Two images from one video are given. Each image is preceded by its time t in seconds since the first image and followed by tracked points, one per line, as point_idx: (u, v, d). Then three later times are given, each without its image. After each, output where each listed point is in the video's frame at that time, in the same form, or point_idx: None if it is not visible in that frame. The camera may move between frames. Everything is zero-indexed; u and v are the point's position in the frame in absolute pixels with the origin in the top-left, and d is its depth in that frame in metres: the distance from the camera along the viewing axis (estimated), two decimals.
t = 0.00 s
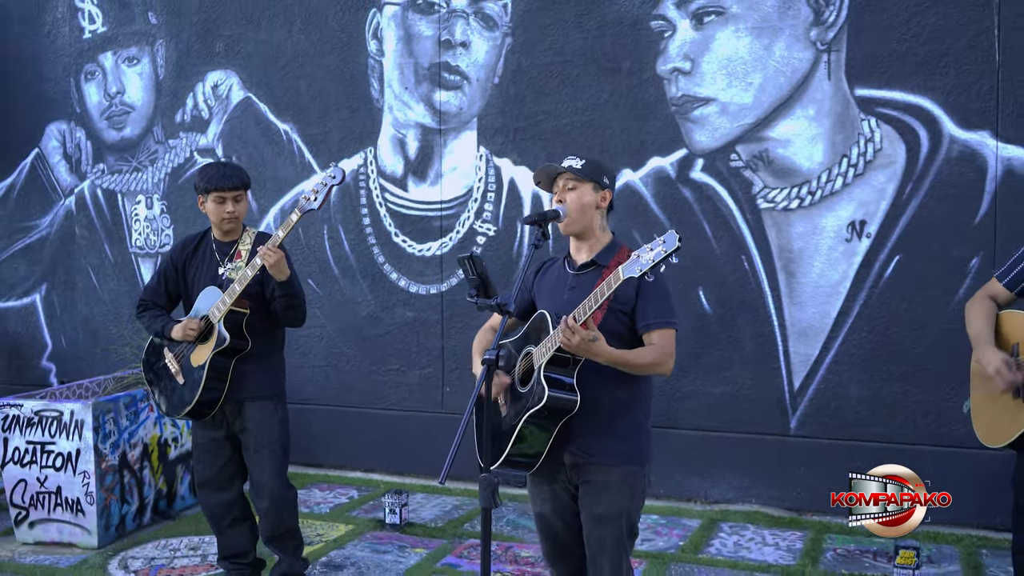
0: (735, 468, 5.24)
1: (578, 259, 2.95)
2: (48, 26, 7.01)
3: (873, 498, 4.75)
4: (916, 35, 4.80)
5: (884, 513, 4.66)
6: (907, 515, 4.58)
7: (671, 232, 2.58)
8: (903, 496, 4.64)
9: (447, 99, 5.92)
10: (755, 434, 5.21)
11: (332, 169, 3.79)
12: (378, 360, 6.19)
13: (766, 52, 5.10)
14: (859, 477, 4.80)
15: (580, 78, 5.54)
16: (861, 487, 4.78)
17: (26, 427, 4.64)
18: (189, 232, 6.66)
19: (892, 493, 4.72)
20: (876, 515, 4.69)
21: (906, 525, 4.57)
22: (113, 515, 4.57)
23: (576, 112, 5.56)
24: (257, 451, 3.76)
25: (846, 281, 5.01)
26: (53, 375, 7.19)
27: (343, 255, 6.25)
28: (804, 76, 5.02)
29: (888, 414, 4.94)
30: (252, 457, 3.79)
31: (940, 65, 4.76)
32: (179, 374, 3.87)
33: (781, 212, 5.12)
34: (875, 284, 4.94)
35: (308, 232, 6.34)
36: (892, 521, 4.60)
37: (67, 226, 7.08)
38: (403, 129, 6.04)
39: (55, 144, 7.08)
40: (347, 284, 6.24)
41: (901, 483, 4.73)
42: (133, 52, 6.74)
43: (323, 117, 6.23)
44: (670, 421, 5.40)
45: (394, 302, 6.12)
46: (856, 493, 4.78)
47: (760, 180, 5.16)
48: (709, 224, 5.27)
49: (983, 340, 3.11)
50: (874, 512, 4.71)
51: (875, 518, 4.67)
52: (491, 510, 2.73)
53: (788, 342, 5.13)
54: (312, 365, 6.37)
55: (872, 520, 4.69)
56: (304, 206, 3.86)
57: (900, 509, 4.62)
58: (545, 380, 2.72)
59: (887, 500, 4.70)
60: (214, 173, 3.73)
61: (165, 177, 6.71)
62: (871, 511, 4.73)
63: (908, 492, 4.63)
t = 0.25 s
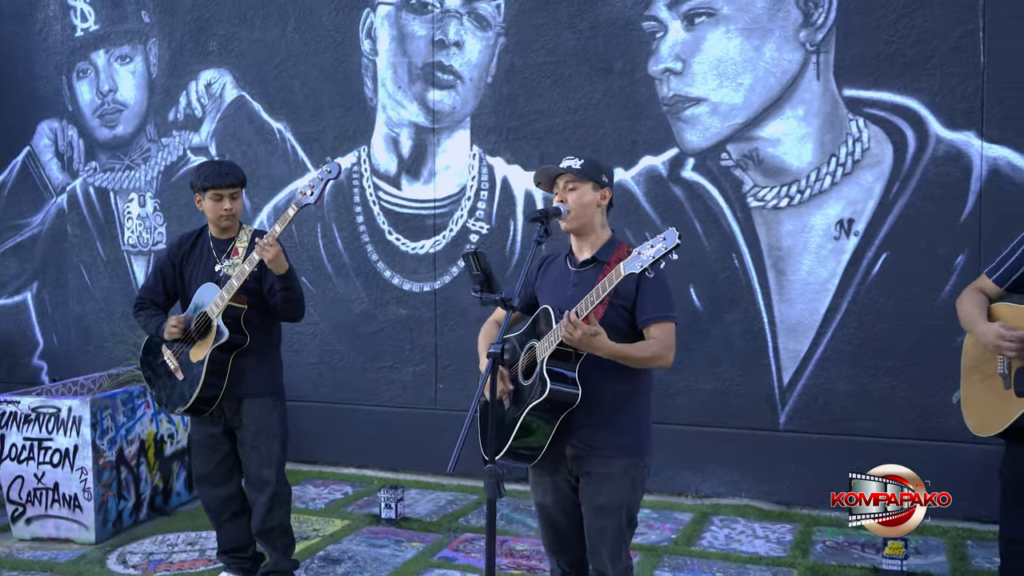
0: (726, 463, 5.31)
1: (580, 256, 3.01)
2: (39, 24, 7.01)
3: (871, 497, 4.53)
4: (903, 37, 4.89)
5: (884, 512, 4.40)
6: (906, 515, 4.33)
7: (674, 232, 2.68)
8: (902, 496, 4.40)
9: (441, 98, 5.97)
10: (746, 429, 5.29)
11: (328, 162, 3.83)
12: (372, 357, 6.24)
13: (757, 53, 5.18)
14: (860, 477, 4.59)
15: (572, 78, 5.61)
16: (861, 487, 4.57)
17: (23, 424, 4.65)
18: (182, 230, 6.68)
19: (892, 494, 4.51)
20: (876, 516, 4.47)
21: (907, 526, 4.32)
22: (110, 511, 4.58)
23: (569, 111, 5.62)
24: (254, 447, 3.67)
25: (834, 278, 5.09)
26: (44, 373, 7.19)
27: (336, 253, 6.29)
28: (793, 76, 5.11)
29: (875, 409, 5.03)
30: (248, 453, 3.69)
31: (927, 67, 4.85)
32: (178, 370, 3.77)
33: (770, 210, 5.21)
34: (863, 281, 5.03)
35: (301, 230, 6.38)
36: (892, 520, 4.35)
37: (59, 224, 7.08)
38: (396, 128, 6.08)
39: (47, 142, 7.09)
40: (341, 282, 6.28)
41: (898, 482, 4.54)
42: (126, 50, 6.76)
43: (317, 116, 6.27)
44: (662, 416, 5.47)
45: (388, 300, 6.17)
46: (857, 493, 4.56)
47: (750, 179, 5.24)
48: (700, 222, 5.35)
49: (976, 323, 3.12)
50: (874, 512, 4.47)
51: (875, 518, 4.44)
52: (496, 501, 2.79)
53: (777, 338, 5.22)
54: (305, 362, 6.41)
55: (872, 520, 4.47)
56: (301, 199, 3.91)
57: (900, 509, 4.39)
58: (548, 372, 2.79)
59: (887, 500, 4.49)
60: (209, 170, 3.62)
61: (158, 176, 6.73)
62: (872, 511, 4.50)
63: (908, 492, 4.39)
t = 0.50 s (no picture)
0: (713, 458, 5.41)
1: (573, 252, 3.09)
2: (27, 23, 7.02)
3: (873, 499, 4.22)
4: (884, 40, 5.00)
5: (884, 513, 4.16)
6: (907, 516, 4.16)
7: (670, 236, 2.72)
8: (903, 495, 4.18)
9: (431, 98, 6.03)
10: (732, 424, 5.39)
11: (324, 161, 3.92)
12: (362, 355, 6.29)
13: (742, 55, 5.28)
14: (859, 477, 4.26)
15: (561, 79, 5.68)
16: (860, 487, 4.25)
17: (17, 421, 4.68)
18: (171, 229, 6.70)
19: (892, 493, 4.22)
20: (876, 516, 4.17)
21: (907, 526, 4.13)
22: (104, 508, 4.61)
23: (558, 111, 5.70)
24: (250, 442, 3.69)
25: (818, 276, 5.20)
26: (32, 372, 7.19)
27: (327, 251, 6.34)
28: (778, 78, 5.21)
29: (858, 404, 5.14)
30: (244, 449, 3.71)
31: (908, 69, 4.96)
32: (173, 365, 3.79)
33: (756, 209, 5.30)
34: (846, 279, 5.14)
35: (292, 229, 6.42)
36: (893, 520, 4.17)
37: (47, 223, 7.09)
38: (386, 128, 6.14)
39: (35, 141, 7.09)
40: (331, 280, 6.33)
41: (900, 483, 4.26)
42: (115, 50, 6.77)
43: (307, 115, 6.31)
44: (649, 413, 5.56)
45: (378, 298, 6.22)
46: (856, 493, 4.25)
47: (736, 179, 5.34)
48: (687, 221, 5.44)
49: (959, 320, 3.03)
50: (875, 514, 4.18)
51: (875, 518, 4.14)
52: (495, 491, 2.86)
53: (763, 335, 5.32)
54: (296, 360, 6.46)
55: (872, 520, 4.16)
56: (299, 198, 3.99)
57: (900, 509, 4.17)
58: (548, 369, 2.85)
59: (888, 500, 4.20)
60: (204, 168, 3.66)
61: (147, 175, 6.75)
62: (873, 513, 4.19)
63: (908, 491, 4.17)
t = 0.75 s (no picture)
0: (698, 454, 5.49)
1: (560, 253, 3.15)
2: (14, 23, 7.01)
3: (873, 499, 4.12)
4: (865, 43, 5.09)
5: (884, 513, 4.08)
6: (907, 515, 4.06)
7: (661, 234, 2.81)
8: (903, 495, 4.08)
9: (419, 100, 6.08)
10: (717, 421, 5.47)
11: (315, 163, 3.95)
12: (350, 354, 6.33)
13: (726, 58, 5.36)
14: (858, 477, 4.15)
15: (548, 81, 5.75)
16: (860, 487, 4.15)
17: (8, 421, 4.69)
18: (160, 230, 6.71)
19: (892, 493, 4.12)
20: (876, 516, 4.09)
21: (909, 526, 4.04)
22: (96, 507, 4.63)
23: (545, 113, 5.77)
24: (243, 440, 3.73)
25: (801, 275, 5.29)
26: (19, 373, 7.18)
27: (315, 251, 6.38)
28: (762, 80, 5.29)
29: (841, 400, 5.24)
30: (237, 447, 3.75)
31: (889, 73, 5.06)
32: (167, 364, 3.82)
33: (740, 210, 5.39)
34: (829, 278, 5.23)
35: (280, 229, 6.46)
36: (892, 520, 4.09)
37: (34, 224, 7.09)
38: (375, 129, 6.19)
39: (22, 141, 7.09)
40: (320, 280, 6.37)
41: (897, 482, 4.13)
42: (103, 51, 6.78)
43: (296, 116, 6.35)
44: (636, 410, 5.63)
45: (366, 298, 6.27)
46: (856, 493, 4.16)
47: (721, 179, 5.42)
48: (672, 221, 5.52)
49: (935, 319, 3.00)
50: (874, 514, 4.10)
51: (875, 519, 4.08)
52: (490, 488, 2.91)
53: (747, 333, 5.40)
54: (285, 360, 6.49)
55: (872, 521, 4.10)
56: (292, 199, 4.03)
57: (901, 509, 4.07)
58: (540, 366, 2.92)
59: (888, 500, 4.10)
60: (193, 167, 3.67)
61: (135, 175, 6.76)
62: (873, 512, 4.11)
63: (909, 491, 4.06)
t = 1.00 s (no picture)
0: (680, 450, 5.59)
1: (541, 252, 3.21)
2: None
3: (872, 498, 4.00)
4: (843, 47, 5.21)
5: (884, 513, 3.97)
6: (907, 516, 3.88)
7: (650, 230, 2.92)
8: (902, 495, 3.89)
9: (404, 101, 6.14)
10: (698, 417, 5.57)
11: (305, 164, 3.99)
12: (336, 353, 6.38)
13: (707, 61, 5.47)
14: (858, 477, 4.02)
15: (532, 83, 5.83)
16: (860, 487, 4.02)
17: None
18: (145, 230, 6.73)
19: (892, 493, 3.96)
20: (876, 516, 4.01)
21: (910, 528, 3.88)
22: (85, 504, 4.66)
23: (528, 114, 5.85)
24: (233, 436, 3.77)
25: (780, 273, 5.40)
26: (3, 373, 7.18)
27: (301, 251, 6.42)
28: (742, 83, 5.40)
29: (819, 396, 5.35)
30: (227, 443, 3.79)
31: (866, 76, 5.17)
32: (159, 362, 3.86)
33: (720, 210, 5.49)
34: (807, 276, 5.34)
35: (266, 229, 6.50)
36: (891, 520, 3.95)
37: (18, 224, 7.09)
38: (360, 130, 6.24)
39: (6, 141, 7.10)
40: (305, 279, 6.42)
41: (899, 483, 3.96)
42: (87, 51, 6.79)
43: (281, 117, 6.39)
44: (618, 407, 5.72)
45: (352, 297, 6.32)
46: (856, 493, 4.03)
47: (702, 180, 5.52)
48: (654, 221, 5.62)
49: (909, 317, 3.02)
50: (874, 514, 4.01)
51: (875, 519, 4.00)
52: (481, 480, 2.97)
53: (727, 330, 5.51)
54: (271, 358, 6.53)
55: (871, 520, 4.03)
56: (281, 200, 4.06)
57: (900, 509, 3.90)
58: (529, 361, 2.99)
59: (888, 500, 3.97)
60: (179, 164, 3.74)
61: (120, 175, 6.78)
62: (872, 512, 4.01)
63: (909, 492, 3.84)
